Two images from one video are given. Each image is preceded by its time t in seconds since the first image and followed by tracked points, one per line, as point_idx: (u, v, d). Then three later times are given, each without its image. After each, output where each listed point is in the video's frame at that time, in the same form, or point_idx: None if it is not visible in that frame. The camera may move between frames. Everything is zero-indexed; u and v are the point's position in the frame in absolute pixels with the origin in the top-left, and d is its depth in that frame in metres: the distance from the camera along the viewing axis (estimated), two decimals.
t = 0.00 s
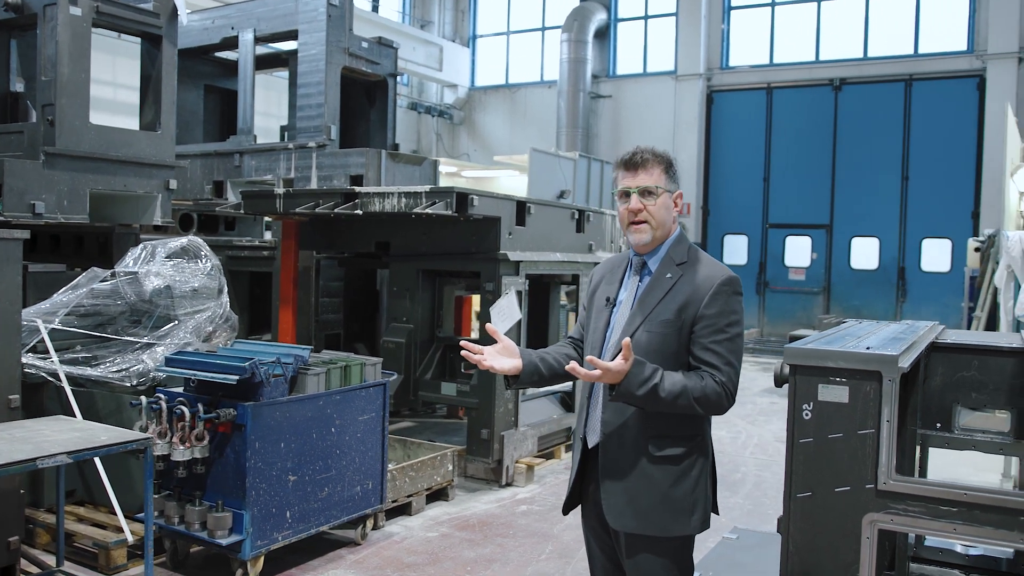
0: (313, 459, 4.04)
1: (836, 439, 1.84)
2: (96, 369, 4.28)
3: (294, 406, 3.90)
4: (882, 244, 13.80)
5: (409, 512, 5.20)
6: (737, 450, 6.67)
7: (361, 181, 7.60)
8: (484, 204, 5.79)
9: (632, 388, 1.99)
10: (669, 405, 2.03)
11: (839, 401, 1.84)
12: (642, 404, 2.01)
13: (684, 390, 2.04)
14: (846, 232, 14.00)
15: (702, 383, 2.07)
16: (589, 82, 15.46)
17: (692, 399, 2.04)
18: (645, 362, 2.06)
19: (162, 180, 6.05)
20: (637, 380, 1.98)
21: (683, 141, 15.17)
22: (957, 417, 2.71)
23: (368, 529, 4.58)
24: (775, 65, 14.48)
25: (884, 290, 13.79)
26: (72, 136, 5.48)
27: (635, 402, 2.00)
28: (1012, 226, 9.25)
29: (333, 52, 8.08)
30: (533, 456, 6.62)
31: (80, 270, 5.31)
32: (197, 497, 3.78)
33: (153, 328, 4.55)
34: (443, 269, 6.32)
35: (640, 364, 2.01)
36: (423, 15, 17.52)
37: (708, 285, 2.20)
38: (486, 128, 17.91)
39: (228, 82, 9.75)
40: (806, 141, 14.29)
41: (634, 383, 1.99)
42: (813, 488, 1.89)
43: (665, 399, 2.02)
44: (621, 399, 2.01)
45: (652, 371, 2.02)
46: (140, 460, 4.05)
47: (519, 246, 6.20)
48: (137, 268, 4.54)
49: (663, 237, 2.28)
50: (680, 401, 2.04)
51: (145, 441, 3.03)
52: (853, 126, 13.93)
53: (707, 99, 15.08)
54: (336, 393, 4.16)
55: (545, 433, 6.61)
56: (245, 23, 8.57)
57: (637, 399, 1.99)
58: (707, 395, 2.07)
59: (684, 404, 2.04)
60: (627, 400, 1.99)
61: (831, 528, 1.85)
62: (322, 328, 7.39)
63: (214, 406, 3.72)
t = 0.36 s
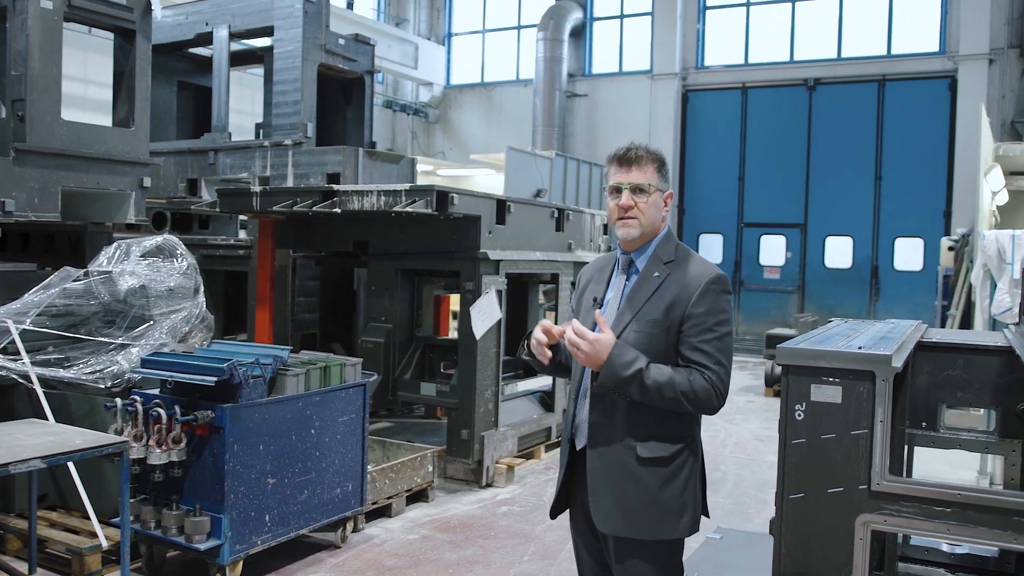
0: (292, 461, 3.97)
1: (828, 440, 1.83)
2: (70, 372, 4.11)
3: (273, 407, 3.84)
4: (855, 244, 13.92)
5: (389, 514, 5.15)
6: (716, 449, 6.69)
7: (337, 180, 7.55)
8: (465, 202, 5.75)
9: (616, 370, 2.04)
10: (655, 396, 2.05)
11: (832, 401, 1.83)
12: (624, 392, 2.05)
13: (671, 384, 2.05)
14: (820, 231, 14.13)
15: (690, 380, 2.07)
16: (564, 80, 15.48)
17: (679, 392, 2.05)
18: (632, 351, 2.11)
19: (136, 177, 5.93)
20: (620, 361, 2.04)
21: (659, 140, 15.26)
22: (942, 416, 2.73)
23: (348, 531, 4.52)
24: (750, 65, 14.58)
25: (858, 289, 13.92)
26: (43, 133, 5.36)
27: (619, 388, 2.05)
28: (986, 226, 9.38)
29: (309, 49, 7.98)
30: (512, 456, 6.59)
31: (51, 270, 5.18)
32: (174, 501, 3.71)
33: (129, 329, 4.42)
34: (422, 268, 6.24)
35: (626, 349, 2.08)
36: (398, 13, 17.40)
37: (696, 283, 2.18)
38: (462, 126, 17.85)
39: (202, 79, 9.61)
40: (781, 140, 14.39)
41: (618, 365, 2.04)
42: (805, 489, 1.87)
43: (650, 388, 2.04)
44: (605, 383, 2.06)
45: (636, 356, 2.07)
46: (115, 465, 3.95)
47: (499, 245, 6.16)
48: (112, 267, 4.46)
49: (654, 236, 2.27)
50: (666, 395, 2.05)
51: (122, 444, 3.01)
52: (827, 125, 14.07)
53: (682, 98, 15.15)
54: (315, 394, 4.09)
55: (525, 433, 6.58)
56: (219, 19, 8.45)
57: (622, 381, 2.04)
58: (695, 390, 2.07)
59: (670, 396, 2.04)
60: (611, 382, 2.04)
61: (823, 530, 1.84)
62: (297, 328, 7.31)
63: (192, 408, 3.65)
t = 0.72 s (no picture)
0: (269, 467, 3.90)
1: (819, 446, 1.82)
2: (40, 376, 4.06)
3: (250, 412, 3.76)
4: (829, 244, 14.05)
5: (368, 519, 5.09)
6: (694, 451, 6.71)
7: (312, 180, 7.39)
8: (444, 203, 5.69)
9: (602, 375, 2.09)
10: (643, 402, 2.07)
11: (824, 407, 1.81)
12: (608, 395, 2.09)
13: (659, 389, 2.07)
14: (794, 232, 14.24)
15: (678, 385, 2.09)
16: (540, 80, 15.48)
17: (668, 398, 2.07)
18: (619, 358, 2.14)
19: (108, 177, 5.80)
20: (604, 366, 2.09)
21: (634, 139, 15.36)
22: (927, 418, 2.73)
23: (327, 537, 4.45)
24: (725, 65, 14.68)
25: (832, 289, 14.04)
26: (12, 132, 5.23)
27: (605, 391, 2.08)
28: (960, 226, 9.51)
29: (285, 47, 7.87)
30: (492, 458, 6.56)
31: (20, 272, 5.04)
32: (148, 509, 3.64)
33: (100, 332, 4.33)
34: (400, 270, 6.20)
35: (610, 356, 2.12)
36: (372, 11, 17.33)
37: (688, 289, 2.18)
38: (436, 126, 17.75)
39: (174, 77, 9.45)
40: (757, 141, 14.48)
41: (602, 369, 2.09)
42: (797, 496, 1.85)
43: (637, 392, 2.07)
44: (591, 388, 2.11)
45: (621, 362, 2.11)
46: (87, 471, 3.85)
47: (478, 246, 6.11)
48: (83, 269, 4.34)
49: (644, 240, 2.31)
50: (654, 401, 2.08)
51: (96, 453, 2.97)
52: (802, 126, 14.18)
53: (658, 98, 15.23)
54: (293, 398, 4.03)
55: (504, 435, 6.55)
56: (192, 16, 8.31)
57: (607, 384, 2.08)
58: (685, 397, 2.09)
59: (657, 403, 2.07)
60: (597, 386, 2.09)
61: (815, 537, 1.82)
62: (272, 329, 7.10)
63: (167, 413, 3.57)
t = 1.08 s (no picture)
0: (243, 473, 3.84)
1: (805, 450, 1.81)
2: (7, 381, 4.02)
3: (224, 417, 3.69)
4: (799, 244, 14.17)
5: (342, 523, 5.03)
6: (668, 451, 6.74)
7: (285, 179, 7.23)
8: (419, 204, 5.64)
9: (610, 401, 1.99)
10: (648, 420, 2.03)
11: (809, 411, 1.81)
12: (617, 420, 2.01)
13: (662, 405, 2.04)
14: (765, 232, 14.34)
15: (680, 396, 2.08)
16: (513, 80, 15.48)
17: (671, 412, 2.05)
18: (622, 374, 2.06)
19: (77, 176, 5.69)
20: (614, 394, 1.98)
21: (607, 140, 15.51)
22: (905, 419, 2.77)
23: (301, 542, 4.40)
24: (696, 66, 14.83)
25: (802, 289, 14.15)
26: None
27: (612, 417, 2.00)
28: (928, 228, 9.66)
29: (256, 45, 7.76)
30: (467, 461, 6.53)
31: None
32: (120, 517, 3.56)
33: (68, 336, 4.23)
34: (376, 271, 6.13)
35: (618, 377, 2.01)
36: (344, 8, 17.14)
37: (677, 293, 2.22)
38: (408, 125, 17.63)
39: (143, 75, 9.29)
40: (728, 141, 14.59)
41: (613, 397, 1.99)
42: (782, 500, 1.85)
43: (643, 412, 2.02)
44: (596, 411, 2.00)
45: (629, 384, 2.02)
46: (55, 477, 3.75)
47: (453, 247, 6.07)
48: (51, 271, 4.19)
49: (630, 244, 2.33)
50: (658, 416, 2.04)
51: (65, 460, 2.98)
52: (772, 127, 14.31)
53: (630, 98, 15.36)
54: (267, 402, 3.97)
55: (479, 437, 6.52)
56: (162, 13, 8.18)
57: (616, 413, 1.99)
58: (686, 408, 2.08)
59: (661, 417, 2.04)
60: (604, 412, 1.99)
61: (801, 542, 1.82)
62: (244, 330, 7.00)
63: (138, 418, 3.50)
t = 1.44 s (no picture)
0: (222, 475, 3.78)
1: (793, 450, 1.82)
2: None
3: (202, 419, 3.64)
4: (773, 242, 14.28)
5: (322, 525, 4.99)
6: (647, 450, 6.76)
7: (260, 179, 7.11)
8: (398, 203, 5.60)
9: (570, 403, 2.19)
10: (613, 423, 2.17)
11: (799, 411, 1.81)
12: (581, 420, 2.19)
13: (629, 409, 2.16)
14: (739, 231, 14.45)
15: (649, 403, 2.17)
16: (487, 79, 15.46)
17: (637, 417, 2.16)
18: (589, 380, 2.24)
19: (48, 175, 5.59)
20: (570, 394, 2.19)
21: (581, 139, 15.59)
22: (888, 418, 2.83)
23: (281, 545, 4.35)
24: (670, 66, 14.95)
25: (776, 287, 14.28)
26: None
27: (576, 417, 2.19)
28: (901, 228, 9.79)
29: (231, 43, 7.66)
30: (446, 461, 6.51)
31: None
32: (96, 521, 3.50)
33: (42, 337, 4.17)
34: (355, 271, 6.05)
35: (576, 382, 2.22)
36: (318, 7, 16.75)
37: (658, 300, 2.25)
38: (382, 124, 17.53)
39: (113, 71, 9.15)
40: (703, 140, 14.65)
41: (570, 399, 2.20)
42: (771, 500, 1.85)
43: (606, 414, 2.17)
44: (561, 414, 2.22)
45: (590, 387, 2.20)
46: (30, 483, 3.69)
47: (432, 246, 6.04)
48: (23, 272, 4.17)
49: (602, 247, 2.39)
50: (626, 420, 2.16)
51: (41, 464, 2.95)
52: (746, 127, 14.43)
53: (605, 98, 15.41)
54: (246, 403, 3.91)
55: (459, 437, 6.50)
56: (134, 9, 8.06)
57: (575, 412, 2.19)
58: (655, 415, 2.16)
59: (628, 420, 2.16)
60: (566, 413, 2.20)
61: (791, 542, 1.83)
62: (218, 330, 6.83)
63: (115, 421, 3.44)
